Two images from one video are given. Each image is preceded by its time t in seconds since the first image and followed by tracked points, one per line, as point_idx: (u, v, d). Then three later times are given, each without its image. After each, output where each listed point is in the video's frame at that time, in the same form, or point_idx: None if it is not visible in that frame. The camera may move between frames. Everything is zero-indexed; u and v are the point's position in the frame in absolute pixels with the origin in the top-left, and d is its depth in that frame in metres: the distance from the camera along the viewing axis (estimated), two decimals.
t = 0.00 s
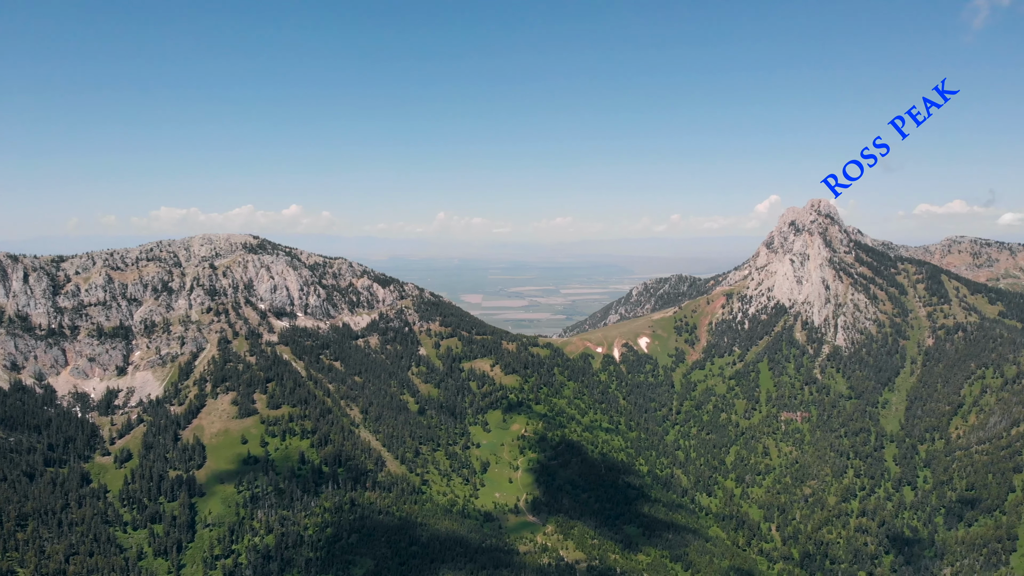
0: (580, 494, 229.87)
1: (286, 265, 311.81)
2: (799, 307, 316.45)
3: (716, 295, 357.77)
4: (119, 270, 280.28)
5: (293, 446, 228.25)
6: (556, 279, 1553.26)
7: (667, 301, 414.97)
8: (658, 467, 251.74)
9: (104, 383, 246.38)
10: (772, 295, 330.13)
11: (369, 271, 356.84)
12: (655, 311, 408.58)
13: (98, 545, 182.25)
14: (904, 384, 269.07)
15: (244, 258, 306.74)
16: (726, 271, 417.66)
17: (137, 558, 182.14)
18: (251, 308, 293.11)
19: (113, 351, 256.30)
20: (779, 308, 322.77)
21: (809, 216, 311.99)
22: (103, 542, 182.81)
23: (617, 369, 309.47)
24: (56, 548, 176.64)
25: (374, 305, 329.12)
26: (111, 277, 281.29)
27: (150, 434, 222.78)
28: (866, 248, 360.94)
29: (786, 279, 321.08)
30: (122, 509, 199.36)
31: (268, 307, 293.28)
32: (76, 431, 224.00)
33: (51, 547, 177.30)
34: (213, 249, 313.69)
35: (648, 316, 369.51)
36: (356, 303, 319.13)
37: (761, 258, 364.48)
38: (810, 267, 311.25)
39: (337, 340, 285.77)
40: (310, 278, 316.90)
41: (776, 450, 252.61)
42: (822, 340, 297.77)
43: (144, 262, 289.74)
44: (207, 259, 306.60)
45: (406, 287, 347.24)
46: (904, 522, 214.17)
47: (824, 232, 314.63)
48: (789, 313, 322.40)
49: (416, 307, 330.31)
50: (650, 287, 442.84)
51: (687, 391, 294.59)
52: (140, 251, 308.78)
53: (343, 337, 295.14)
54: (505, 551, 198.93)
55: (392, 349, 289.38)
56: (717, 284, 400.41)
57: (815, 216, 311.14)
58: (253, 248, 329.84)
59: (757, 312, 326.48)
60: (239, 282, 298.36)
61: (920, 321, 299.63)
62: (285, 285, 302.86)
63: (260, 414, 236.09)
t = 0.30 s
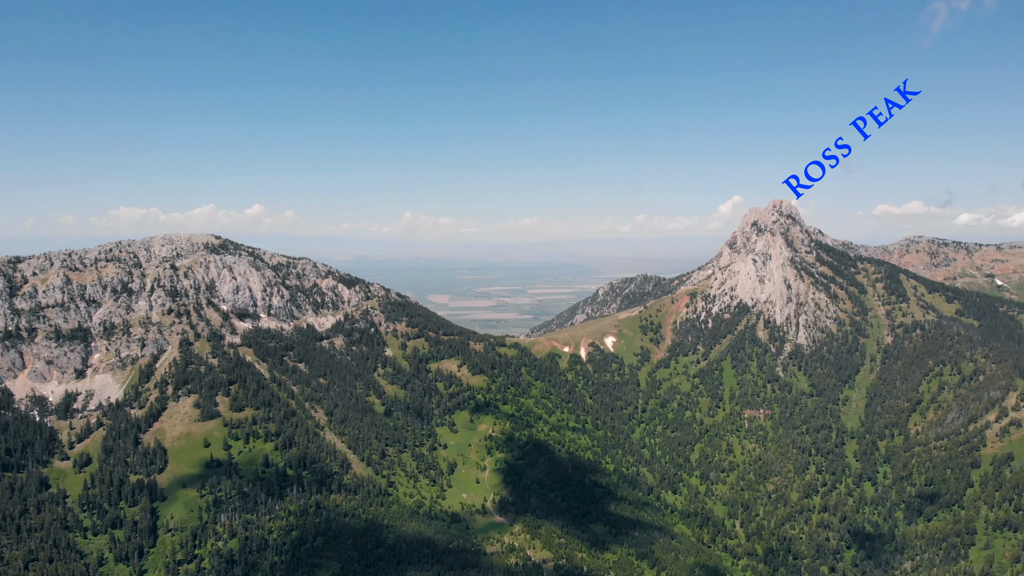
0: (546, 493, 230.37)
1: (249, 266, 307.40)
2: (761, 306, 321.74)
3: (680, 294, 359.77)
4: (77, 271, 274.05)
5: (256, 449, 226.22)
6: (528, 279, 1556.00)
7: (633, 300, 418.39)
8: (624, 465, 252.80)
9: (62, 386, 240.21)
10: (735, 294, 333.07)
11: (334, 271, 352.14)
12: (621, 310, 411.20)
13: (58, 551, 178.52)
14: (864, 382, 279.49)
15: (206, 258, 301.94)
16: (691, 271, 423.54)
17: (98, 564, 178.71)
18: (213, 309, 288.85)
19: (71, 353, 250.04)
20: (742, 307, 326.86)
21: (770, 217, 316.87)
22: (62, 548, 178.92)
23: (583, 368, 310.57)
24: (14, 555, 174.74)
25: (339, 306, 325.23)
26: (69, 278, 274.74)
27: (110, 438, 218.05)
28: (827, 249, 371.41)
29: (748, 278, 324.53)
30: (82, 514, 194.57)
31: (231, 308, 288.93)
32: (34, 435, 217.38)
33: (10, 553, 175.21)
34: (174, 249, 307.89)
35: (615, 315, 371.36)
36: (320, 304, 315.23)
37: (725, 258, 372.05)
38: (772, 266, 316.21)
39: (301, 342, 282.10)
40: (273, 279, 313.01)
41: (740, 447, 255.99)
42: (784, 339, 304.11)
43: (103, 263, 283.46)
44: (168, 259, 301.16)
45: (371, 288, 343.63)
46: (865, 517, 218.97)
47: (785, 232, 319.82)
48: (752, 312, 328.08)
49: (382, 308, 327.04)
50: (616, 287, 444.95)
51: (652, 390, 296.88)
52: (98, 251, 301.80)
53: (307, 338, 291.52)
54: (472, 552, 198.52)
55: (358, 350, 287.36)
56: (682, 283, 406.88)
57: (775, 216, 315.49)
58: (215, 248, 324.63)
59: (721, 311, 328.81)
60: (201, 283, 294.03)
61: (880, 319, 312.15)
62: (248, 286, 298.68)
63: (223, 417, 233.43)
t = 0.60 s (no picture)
0: (511, 493, 230.44)
1: (208, 267, 300.63)
2: (722, 305, 326.86)
3: (644, 293, 360.26)
4: (29, 272, 262.94)
5: (216, 453, 222.38)
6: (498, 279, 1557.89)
7: (598, 300, 421.14)
8: (589, 464, 253.95)
9: (16, 391, 229.82)
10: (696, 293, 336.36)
11: (295, 272, 342.59)
12: (586, 310, 412.90)
13: (14, 558, 173.51)
14: (823, 379, 287.55)
15: (164, 259, 294.03)
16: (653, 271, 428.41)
17: (53, 572, 173.73)
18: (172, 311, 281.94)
19: (24, 357, 239.11)
20: (703, 306, 331.48)
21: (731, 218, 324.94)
22: (18, 556, 173.69)
23: (549, 368, 310.80)
24: None
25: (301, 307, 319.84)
26: (20, 279, 262.95)
27: (65, 443, 211.06)
28: (786, 249, 380.00)
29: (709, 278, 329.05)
30: (37, 521, 189.23)
31: (190, 310, 282.28)
32: None
33: None
34: (131, 249, 298.77)
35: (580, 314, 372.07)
36: (281, 305, 309.83)
37: (686, 258, 377.71)
38: (733, 266, 322.87)
39: (262, 343, 276.95)
40: (233, 280, 306.75)
41: (702, 445, 259.19)
42: (744, 337, 308.85)
43: (57, 264, 272.95)
44: (125, 260, 292.11)
45: (334, 289, 338.21)
46: (823, 512, 223.82)
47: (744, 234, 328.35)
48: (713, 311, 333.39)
49: (344, 309, 322.15)
50: (581, 287, 446.24)
51: (616, 388, 298.68)
52: (50, 252, 289.88)
53: (268, 340, 285.61)
54: (437, 553, 197.36)
55: (320, 352, 283.49)
56: (645, 283, 411.53)
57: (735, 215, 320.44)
58: (174, 249, 316.62)
59: (682, 310, 332.29)
60: (159, 285, 286.60)
61: (837, 318, 321.61)
62: (208, 287, 292.33)
63: (182, 420, 228.93)
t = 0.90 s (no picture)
0: (478, 493, 229.66)
1: (170, 267, 294.13)
2: (686, 305, 330.99)
3: (609, 293, 362.31)
4: None
5: (178, 457, 217.83)
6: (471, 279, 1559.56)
7: (565, 300, 422.87)
8: (555, 463, 254.18)
9: None
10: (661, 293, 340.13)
11: (258, 272, 335.81)
12: (553, 310, 413.48)
13: None
14: (784, 377, 293.74)
15: (123, 260, 286.31)
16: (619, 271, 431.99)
17: None
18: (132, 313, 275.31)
19: None
20: (668, 305, 335.75)
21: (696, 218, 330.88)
22: None
23: (516, 368, 309.72)
24: None
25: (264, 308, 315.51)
26: None
27: (22, 448, 203.35)
28: (748, 248, 386.80)
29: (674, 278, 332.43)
30: None
31: (151, 311, 276.09)
32: None
33: None
34: (89, 250, 290.30)
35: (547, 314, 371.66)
36: (244, 306, 304.74)
37: (651, 258, 381.53)
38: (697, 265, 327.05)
39: (224, 345, 272.39)
40: (195, 281, 300.79)
41: (667, 443, 261.21)
42: (708, 336, 313.12)
43: (12, 264, 263.34)
44: (83, 261, 283.55)
45: (298, 290, 333.53)
46: (786, 508, 227.16)
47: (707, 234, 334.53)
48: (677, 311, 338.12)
49: (309, 310, 316.92)
50: (548, 287, 446.40)
51: (583, 387, 298.47)
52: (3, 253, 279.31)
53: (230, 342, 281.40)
54: (403, 555, 195.44)
55: (284, 354, 279.79)
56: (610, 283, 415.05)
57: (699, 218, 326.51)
58: (133, 250, 308.64)
59: (647, 310, 336.94)
60: (119, 286, 279.43)
61: (799, 317, 329.26)
62: (169, 288, 286.22)
63: (142, 424, 223.82)
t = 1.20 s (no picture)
0: (445, 495, 228.89)
1: (130, 268, 287.32)
2: (651, 304, 332.80)
3: (576, 293, 362.05)
4: None
5: (139, 461, 213.11)
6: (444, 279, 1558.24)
7: (532, 300, 424.04)
8: (522, 463, 254.44)
9: None
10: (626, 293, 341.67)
11: (220, 273, 331.77)
12: (520, 310, 413.58)
13: None
14: (747, 375, 297.96)
15: (80, 260, 278.07)
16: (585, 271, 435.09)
17: None
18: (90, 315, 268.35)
19: None
20: (633, 305, 337.92)
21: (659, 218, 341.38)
22: None
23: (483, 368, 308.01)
24: None
25: (226, 310, 311.74)
26: None
27: None
28: (711, 248, 392.40)
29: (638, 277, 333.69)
30: None
31: (110, 313, 269.55)
32: None
33: None
34: (45, 250, 282.03)
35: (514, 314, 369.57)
36: (206, 307, 299.13)
37: (617, 258, 383.70)
38: (660, 265, 329.59)
39: (186, 347, 267.66)
40: (156, 282, 294.72)
41: (632, 441, 262.89)
42: (672, 335, 315.37)
43: None
44: (39, 262, 275.25)
45: (261, 291, 329.60)
46: (749, 505, 230.04)
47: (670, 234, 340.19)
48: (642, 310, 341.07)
49: (272, 311, 312.60)
50: (516, 286, 445.25)
51: (550, 387, 298.70)
52: None
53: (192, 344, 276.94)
54: (370, 557, 193.27)
55: (246, 356, 274.50)
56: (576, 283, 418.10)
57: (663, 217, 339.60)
58: (92, 250, 300.77)
59: (613, 310, 338.59)
60: (77, 287, 272.14)
61: (761, 315, 335.35)
62: (129, 289, 279.74)
63: (102, 428, 218.67)
